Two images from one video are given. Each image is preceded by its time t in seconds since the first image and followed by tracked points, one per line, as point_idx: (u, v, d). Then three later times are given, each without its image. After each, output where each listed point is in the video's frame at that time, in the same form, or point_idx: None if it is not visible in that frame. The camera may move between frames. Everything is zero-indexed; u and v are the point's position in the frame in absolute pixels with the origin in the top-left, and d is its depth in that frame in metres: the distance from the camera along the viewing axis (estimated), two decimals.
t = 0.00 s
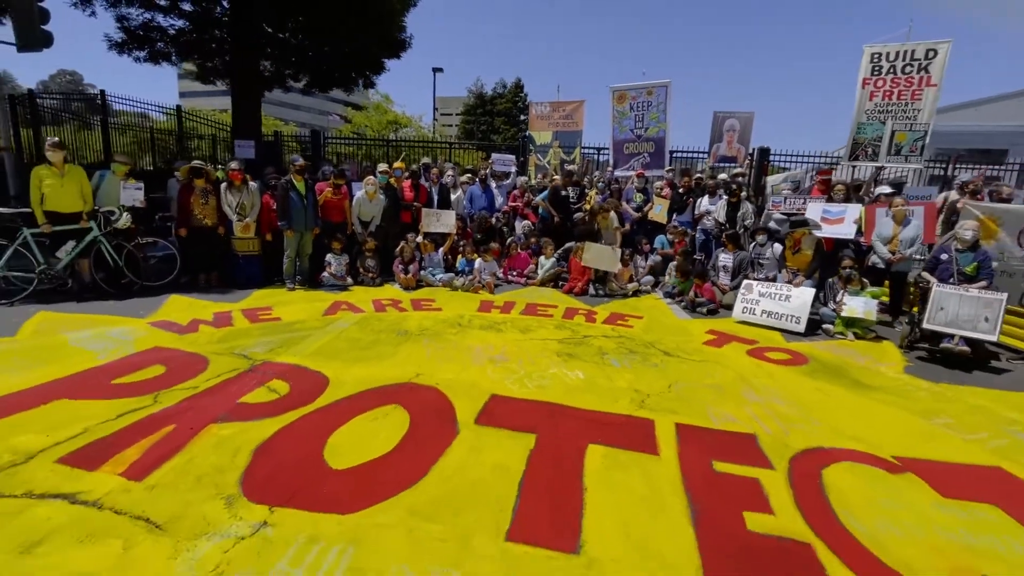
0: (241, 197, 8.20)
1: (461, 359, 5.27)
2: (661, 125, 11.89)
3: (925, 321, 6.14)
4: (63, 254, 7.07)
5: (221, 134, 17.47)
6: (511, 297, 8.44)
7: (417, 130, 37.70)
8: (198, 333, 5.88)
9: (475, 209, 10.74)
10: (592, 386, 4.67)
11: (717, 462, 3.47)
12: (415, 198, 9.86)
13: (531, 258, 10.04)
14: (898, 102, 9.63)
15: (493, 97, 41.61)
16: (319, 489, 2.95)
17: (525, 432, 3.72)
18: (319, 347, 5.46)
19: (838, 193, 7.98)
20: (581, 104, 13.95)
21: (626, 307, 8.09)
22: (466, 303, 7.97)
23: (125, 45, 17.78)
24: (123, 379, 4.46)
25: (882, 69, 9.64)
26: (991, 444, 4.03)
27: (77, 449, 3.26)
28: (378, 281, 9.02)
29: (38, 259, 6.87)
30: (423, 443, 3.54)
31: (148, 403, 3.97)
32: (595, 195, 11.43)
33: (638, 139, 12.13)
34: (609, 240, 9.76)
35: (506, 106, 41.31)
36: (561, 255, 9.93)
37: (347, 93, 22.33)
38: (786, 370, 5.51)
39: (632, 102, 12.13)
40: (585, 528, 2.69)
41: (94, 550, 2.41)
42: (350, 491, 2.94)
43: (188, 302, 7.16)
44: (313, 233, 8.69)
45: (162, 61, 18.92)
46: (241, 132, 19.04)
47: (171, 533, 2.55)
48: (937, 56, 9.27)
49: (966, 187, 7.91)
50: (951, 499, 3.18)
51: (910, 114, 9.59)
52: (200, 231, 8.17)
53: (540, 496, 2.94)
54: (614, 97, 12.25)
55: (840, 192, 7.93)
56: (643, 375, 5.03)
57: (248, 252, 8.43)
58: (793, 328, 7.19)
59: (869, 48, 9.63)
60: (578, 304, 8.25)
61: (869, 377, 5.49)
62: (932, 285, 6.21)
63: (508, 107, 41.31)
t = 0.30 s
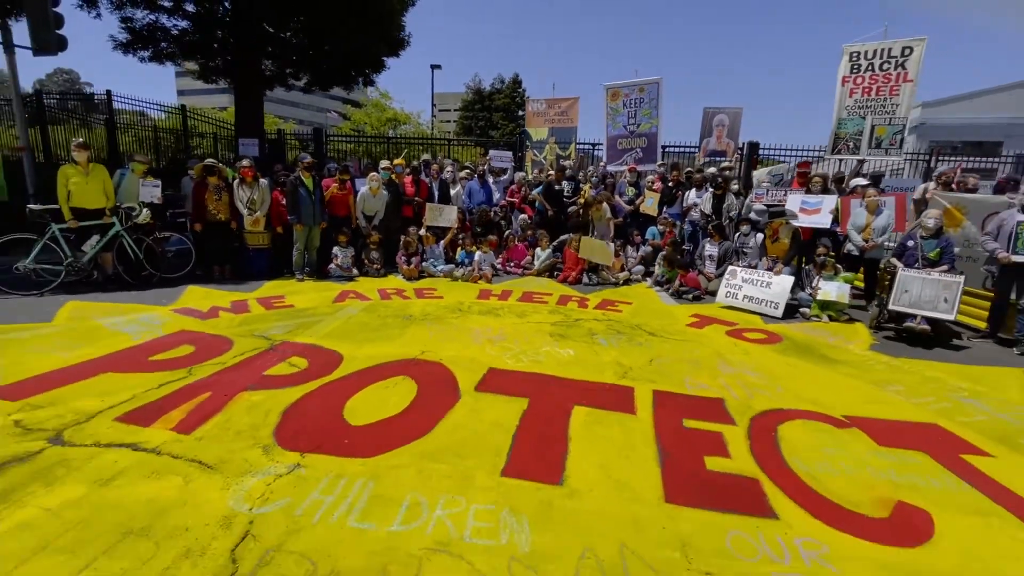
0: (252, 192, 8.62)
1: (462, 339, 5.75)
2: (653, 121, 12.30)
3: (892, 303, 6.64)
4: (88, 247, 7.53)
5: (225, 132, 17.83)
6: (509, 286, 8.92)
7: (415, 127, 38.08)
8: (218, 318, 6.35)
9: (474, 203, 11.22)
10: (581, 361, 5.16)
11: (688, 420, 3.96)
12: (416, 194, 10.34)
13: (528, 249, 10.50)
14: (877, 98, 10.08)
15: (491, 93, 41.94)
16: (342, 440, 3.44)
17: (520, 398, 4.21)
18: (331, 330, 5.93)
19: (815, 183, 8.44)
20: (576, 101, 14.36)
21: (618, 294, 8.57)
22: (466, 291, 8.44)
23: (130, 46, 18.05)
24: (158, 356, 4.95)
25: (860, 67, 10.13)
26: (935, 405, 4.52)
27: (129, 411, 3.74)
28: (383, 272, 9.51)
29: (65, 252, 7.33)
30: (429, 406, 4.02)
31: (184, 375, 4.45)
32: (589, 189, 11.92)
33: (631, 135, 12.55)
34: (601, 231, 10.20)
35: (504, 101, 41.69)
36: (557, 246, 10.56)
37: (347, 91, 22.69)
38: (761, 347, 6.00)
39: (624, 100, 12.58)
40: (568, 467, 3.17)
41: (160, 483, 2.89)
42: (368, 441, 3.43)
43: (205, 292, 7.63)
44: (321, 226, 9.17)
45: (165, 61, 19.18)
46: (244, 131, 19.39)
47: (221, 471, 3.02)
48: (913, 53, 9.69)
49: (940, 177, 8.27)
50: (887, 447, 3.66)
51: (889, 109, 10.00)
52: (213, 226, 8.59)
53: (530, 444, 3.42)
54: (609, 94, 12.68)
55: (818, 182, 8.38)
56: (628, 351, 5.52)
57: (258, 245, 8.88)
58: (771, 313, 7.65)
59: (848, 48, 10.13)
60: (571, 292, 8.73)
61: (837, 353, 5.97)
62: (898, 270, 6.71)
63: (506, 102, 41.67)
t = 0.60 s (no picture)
0: (265, 190, 9.06)
1: (468, 326, 6.24)
2: (648, 119, 12.64)
3: (869, 290, 7.13)
4: (115, 244, 8.01)
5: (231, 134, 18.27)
6: (510, 279, 9.41)
7: (415, 126, 38.48)
8: (240, 309, 6.83)
9: (476, 201, 11.72)
10: (576, 344, 5.65)
11: (670, 390, 4.44)
12: (420, 192, 10.78)
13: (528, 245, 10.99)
14: (860, 97, 10.55)
15: (490, 91, 42.33)
16: (365, 407, 3.93)
17: (521, 374, 4.69)
18: (346, 318, 6.42)
19: (798, 179, 8.95)
20: (573, 102, 14.86)
21: (613, 286, 9.05)
22: (469, 283, 8.93)
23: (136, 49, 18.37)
24: (191, 341, 5.42)
25: (842, 68, 10.65)
26: (897, 378, 4.99)
27: (176, 386, 4.21)
28: (390, 267, 9.99)
29: (94, 248, 7.81)
30: (440, 381, 4.51)
31: (218, 356, 4.92)
32: (586, 187, 12.44)
33: (627, 134, 12.93)
34: (597, 227, 10.80)
35: (503, 99, 42.10)
36: (555, 241, 11.10)
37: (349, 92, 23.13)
38: (744, 331, 6.48)
39: (619, 100, 12.96)
40: (564, 427, 3.65)
41: (214, 440, 3.36)
42: (388, 408, 3.92)
43: (224, 285, 8.11)
44: (331, 223, 9.69)
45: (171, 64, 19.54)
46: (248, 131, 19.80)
47: (265, 431, 3.50)
48: (890, 54, 10.15)
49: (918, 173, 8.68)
50: (846, 412, 4.14)
51: (870, 107, 10.48)
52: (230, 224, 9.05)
53: (530, 411, 3.90)
54: (605, 94, 13.12)
55: (801, 178, 8.83)
56: (620, 335, 5.99)
57: (271, 241, 9.32)
58: (756, 303, 8.08)
59: (830, 50, 10.65)
60: (569, 283, 9.21)
61: (814, 336, 6.46)
62: (874, 259, 7.20)
63: (505, 100, 42.09)
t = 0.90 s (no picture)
0: (277, 190, 9.57)
1: (472, 314, 6.71)
2: (643, 118, 13.06)
3: (847, 280, 7.61)
4: (138, 242, 8.44)
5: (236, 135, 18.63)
6: (510, 273, 9.87)
7: (414, 124, 38.88)
8: (259, 301, 7.29)
9: (475, 199, 11.94)
10: (573, 329, 6.12)
11: (657, 367, 4.93)
12: (423, 191, 11.25)
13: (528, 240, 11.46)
14: (846, 95, 10.99)
15: (488, 89, 42.67)
16: (384, 382, 4.41)
17: (522, 354, 5.17)
18: (359, 308, 6.89)
19: (783, 176, 9.43)
20: (569, 102, 15.28)
21: (608, 278, 9.53)
22: (472, 277, 9.40)
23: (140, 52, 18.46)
24: (219, 329, 5.88)
25: (829, 67, 11.09)
26: (864, 356, 5.48)
27: (212, 366, 4.68)
28: (396, 262, 10.45)
29: (118, 246, 8.26)
30: (450, 361, 4.98)
31: (246, 341, 5.38)
32: (584, 184, 12.89)
33: (623, 132, 13.34)
34: (594, 228, 11.41)
35: (501, 96, 42.51)
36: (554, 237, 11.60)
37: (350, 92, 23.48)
38: (730, 318, 6.95)
39: (615, 100, 13.40)
40: (561, 397, 4.12)
41: (255, 409, 3.83)
42: (404, 384, 4.40)
43: (241, 281, 8.58)
44: (340, 221, 10.16)
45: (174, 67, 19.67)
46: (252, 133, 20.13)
47: (298, 402, 3.97)
48: (877, 53, 10.62)
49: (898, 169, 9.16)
50: (813, 384, 4.62)
51: (856, 105, 10.93)
52: (244, 222, 9.51)
53: (531, 384, 4.38)
54: (602, 94, 13.55)
55: (786, 175, 9.29)
56: (613, 322, 6.47)
57: (283, 238, 9.80)
58: (743, 293, 8.54)
59: (819, 49, 11.08)
60: (566, 277, 9.67)
61: (795, 322, 6.93)
62: (852, 251, 7.71)
63: (503, 98, 42.45)
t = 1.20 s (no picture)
0: (284, 190, 10.01)
1: (473, 305, 7.18)
2: (635, 117, 13.47)
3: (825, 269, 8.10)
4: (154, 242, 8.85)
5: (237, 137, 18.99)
6: (508, 267, 10.35)
7: (412, 124, 39.33)
8: (271, 295, 7.74)
9: (474, 196, 12.33)
10: (566, 317, 6.60)
11: (642, 348, 5.40)
12: (423, 190, 11.72)
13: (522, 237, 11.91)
14: (830, 94, 11.48)
15: (484, 88, 43.11)
16: (394, 363, 4.88)
17: (519, 339, 5.64)
18: (366, 300, 7.35)
19: (765, 172, 9.91)
20: (564, 102, 15.61)
21: (601, 272, 10.01)
22: (471, 272, 9.87)
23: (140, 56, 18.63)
24: (238, 319, 6.34)
25: (813, 66, 11.57)
26: (833, 337, 5.97)
27: (237, 350, 5.13)
28: (398, 258, 10.90)
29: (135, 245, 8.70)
30: (453, 344, 5.45)
31: (266, 329, 5.85)
32: (578, 182, 13.36)
33: (616, 131, 13.80)
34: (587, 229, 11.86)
35: (497, 95, 42.94)
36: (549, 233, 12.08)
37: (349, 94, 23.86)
38: (713, 306, 7.44)
39: (607, 100, 13.87)
40: (554, 373, 4.60)
41: (281, 385, 4.28)
42: (413, 363, 4.86)
43: (252, 277, 9.03)
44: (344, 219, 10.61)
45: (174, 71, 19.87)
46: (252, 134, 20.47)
47: (318, 378, 4.43)
48: (858, 53, 11.12)
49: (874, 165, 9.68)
50: (783, 360, 5.11)
51: (839, 103, 11.41)
52: (254, 221, 9.97)
53: (527, 363, 4.85)
54: (596, 94, 14.01)
55: (768, 172, 9.78)
56: (604, 310, 6.95)
57: (290, 236, 10.23)
58: (727, 283, 9.05)
59: (803, 50, 11.57)
60: (560, 270, 10.15)
61: (774, 309, 7.42)
62: (830, 243, 8.20)
63: (499, 97, 42.93)
